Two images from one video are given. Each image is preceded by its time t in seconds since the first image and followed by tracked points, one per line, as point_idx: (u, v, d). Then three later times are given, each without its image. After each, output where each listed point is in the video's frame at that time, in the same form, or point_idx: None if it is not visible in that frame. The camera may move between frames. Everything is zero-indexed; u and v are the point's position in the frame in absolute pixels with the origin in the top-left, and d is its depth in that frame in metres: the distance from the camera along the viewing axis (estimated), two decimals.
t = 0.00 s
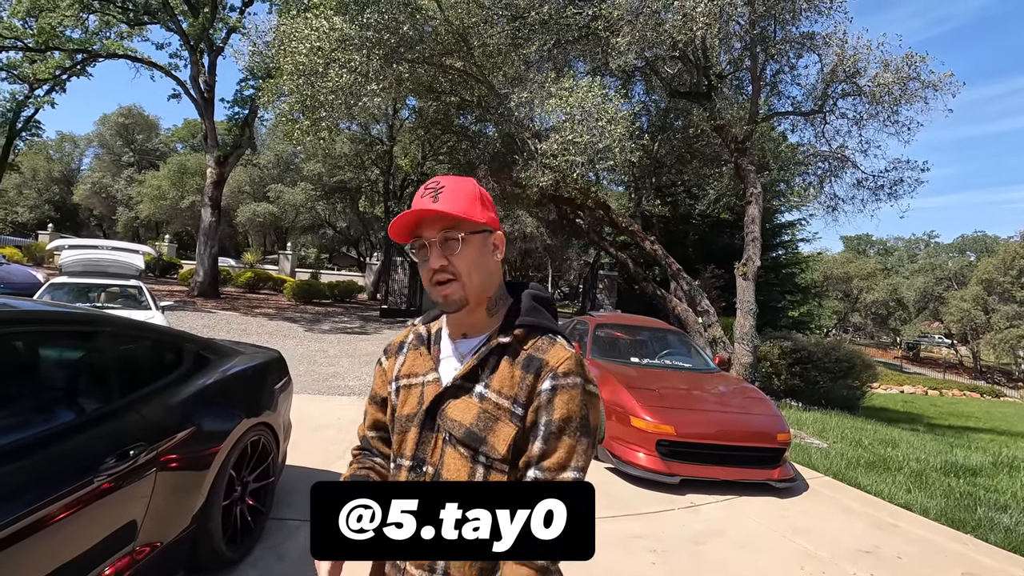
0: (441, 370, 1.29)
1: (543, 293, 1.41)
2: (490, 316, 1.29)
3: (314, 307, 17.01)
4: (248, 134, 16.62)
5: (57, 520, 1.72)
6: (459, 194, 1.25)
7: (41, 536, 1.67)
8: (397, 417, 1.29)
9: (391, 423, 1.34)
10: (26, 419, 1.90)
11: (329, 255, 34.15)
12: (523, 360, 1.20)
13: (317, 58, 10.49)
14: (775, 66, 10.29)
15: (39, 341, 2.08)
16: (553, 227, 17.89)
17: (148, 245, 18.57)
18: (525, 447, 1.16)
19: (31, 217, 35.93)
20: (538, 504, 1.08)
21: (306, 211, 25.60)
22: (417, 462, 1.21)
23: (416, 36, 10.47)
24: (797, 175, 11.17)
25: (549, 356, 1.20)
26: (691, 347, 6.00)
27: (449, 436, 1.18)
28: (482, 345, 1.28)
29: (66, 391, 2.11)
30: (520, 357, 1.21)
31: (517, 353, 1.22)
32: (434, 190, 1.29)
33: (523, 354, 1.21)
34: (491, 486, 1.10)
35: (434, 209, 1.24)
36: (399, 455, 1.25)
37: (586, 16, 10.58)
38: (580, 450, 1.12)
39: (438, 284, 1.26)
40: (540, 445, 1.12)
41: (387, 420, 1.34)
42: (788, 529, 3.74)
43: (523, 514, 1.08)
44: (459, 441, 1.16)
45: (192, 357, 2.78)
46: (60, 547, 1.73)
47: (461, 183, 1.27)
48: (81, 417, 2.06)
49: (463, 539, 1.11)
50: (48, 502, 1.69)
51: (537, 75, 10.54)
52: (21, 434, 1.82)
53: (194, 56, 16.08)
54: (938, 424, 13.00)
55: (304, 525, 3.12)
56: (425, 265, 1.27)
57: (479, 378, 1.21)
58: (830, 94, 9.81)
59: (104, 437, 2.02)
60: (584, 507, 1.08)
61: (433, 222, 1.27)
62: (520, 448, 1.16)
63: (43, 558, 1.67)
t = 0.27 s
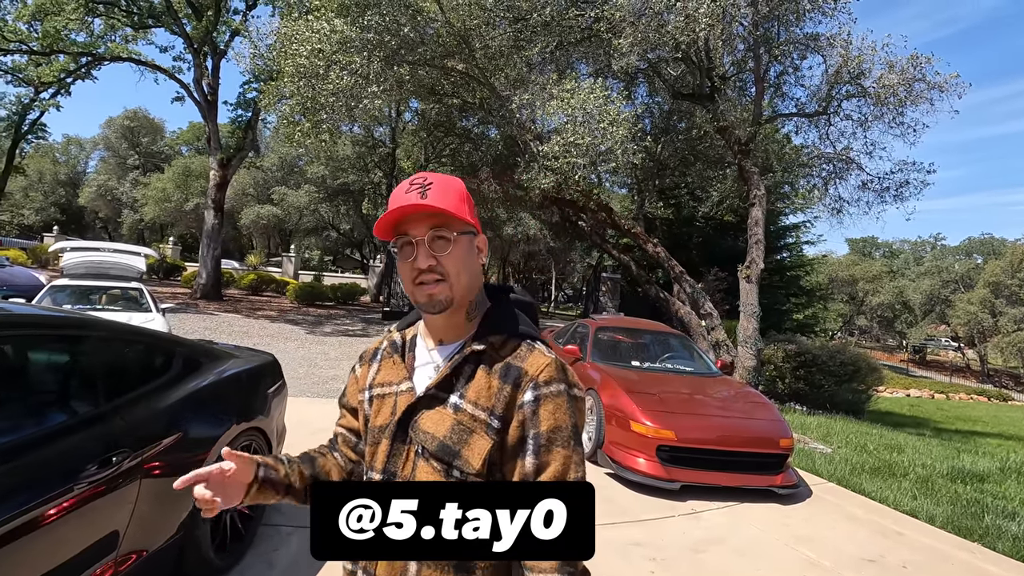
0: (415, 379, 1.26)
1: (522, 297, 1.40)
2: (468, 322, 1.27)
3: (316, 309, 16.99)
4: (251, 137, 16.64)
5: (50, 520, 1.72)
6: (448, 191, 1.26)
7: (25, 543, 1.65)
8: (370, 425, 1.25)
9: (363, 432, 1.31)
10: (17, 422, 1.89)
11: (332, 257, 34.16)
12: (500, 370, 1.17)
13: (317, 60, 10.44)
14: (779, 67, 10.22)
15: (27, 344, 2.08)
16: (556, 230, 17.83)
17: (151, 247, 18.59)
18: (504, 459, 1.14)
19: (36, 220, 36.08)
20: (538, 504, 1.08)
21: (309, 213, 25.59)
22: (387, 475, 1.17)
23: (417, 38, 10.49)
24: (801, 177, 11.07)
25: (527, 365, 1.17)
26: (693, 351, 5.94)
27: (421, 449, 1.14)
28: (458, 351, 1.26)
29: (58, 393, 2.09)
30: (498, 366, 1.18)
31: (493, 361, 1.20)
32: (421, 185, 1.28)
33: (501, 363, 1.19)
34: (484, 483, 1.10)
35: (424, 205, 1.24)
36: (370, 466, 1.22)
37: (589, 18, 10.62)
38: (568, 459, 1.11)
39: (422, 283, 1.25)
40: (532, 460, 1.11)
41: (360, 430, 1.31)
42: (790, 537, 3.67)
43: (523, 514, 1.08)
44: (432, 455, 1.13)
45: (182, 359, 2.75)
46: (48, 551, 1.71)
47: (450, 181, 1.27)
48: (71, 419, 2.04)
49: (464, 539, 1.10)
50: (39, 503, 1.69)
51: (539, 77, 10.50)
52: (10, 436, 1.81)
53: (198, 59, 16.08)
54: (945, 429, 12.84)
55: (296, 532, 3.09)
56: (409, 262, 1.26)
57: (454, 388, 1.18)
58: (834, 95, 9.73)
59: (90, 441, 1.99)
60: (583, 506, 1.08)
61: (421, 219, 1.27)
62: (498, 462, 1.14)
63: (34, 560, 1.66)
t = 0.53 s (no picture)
0: (394, 380, 1.19)
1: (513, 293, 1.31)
2: (451, 321, 1.20)
3: (320, 311, 16.96)
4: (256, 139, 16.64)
5: (41, 519, 1.73)
6: (420, 179, 1.15)
7: None
8: (345, 429, 1.17)
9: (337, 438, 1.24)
10: (9, 421, 1.87)
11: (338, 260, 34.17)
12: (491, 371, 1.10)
13: (319, 60, 10.39)
14: (785, 67, 10.11)
15: (14, 344, 2.05)
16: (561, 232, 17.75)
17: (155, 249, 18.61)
18: (494, 466, 1.06)
19: (44, 222, 36.28)
20: (538, 504, 1.01)
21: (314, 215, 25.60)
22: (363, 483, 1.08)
23: (419, 38, 10.48)
24: (808, 178, 10.96)
25: (521, 364, 1.10)
26: (698, 353, 5.84)
27: (402, 455, 1.06)
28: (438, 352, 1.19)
29: (52, 393, 2.07)
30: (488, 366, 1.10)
31: (482, 360, 1.12)
32: (395, 172, 1.18)
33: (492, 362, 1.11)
34: (481, 483, 1.02)
35: (391, 197, 1.14)
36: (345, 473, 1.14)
37: (593, 19, 10.47)
38: (564, 466, 1.04)
39: (390, 285, 1.17)
40: (525, 467, 1.03)
41: (332, 435, 1.24)
42: (799, 545, 3.57)
43: (523, 514, 1.01)
44: (414, 461, 1.05)
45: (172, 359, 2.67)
46: (28, 553, 1.69)
47: (424, 168, 1.16)
48: (61, 418, 2.00)
49: (463, 540, 1.02)
50: (31, 500, 1.70)
51: (543, 77, 10.44)
52: None
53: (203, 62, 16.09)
54: (955, 433, 12.66)
55: (290, 536, 3.02)
56: (376, 261, 1.18)
57: (439, 390, 1.10)
58: (841, 95, 9.61)
59: (71, 443, 1.92)
60: (585, 507, 1.01)
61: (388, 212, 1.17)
62: (487, 468, 1.06)
63: (19, 560, 1.66)
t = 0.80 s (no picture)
0: (379, 383, 1.15)
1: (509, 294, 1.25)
2: (436, 324, 1.15)
3: (322, 313, 16.94)
4: (258, 140, 16.65)
5: (36, 521, 1.72)
6: (396, 184, 1.10)
7: None
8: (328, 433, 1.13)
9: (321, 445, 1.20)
10: (6, 420, 1.85)
11: (340, 261, 34.16)
12: (479, 371, 1.05)
13: (320, 61, 10.37)
14: (789, 67, 10.06)
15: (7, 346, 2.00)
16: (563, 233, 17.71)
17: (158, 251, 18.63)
18: (482, 471, 1.01)
19: (48, 224, 36.38)
20: (538, 503, 0.96)
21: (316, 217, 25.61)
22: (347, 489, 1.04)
23: (420, 39, 10.44)
24: (811, 179, 10.90)
25: (509, 365, 1.04)
26: (701, 356, 5.79)
27: (386, 459, 1.02)
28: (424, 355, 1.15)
29: (49, 393, 2.05)
30: (477, 365, 1.06)
31: (471, 360, 1.07)
32: (375, 176, 1.14)
33: (480, 361, 1.06)
34: (472, 484, 0.98)
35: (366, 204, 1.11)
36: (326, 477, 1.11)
37: (595, 20, 10.51)
38: (552, 472, 0.99)
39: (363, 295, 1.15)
40: (510, 473, 0.98)
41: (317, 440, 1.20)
42: (803, 550, 3.52)
43: (523, 514, 0.96)
44: (398, 466, 1.01)
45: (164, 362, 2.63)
46: (19, 558, 1.67)
47: (402, 173, 1.10)
48: (55, 419, 1.98)
49: (464, 539, 0.98)
50: (22, 502, 1.68)
51: (545, 78, 10.41)
52: None
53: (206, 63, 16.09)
54: (960, 436, 12.56)
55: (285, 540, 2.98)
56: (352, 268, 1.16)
57: (424, 394, 1.06)
58: (845, 95, 9.54)
59: (60, 446, 1.89)
60: (584, 508, 0.97)
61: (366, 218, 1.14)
62: (475, 473, 1.01)
63: (12, 562, 1.64)
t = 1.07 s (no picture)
0: (386, 377, 1.13)
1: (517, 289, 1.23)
2: (443, 320, 1.14)
3: (323, 313, 16.93)
4: (260, 141, 16.65)
5: (37, 521, 1.70)
6: (403, 179, 1.09)
7: None
8: (334, 431, 1.11)
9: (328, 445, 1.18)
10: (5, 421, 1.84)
11: (341, 261, 34.16)
12: (487, 364, 1.03)
13: (320, 61, 10.36)
14: (791, 67, 10.03)
15: (8, 346, 1.98)
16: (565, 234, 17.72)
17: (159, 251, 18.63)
18: (492, 468, 0.99)
19: (50, 225, 36.38)
20: (538, 503, 0.95)
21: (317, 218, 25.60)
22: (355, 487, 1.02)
23: (422, 40, 10.34)
24: (813, 179, 10.88)
25: (518, 357, 1.02)
26: (705, 356, 5.76)
27: (394, 455, 1.01)
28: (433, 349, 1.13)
29: (50, 393, 2.04)
30: (485, 359, 1.04)
31: (479, 354, 1.06)
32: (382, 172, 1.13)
33: (489, 355, 1.04)
34: (479, 483, 0.96)
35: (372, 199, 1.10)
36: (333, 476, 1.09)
37: (596, 20, 10.49)
38: (564, 468, 0.96)
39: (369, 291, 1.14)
40: (523, 469, 0.96)
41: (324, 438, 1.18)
42: (807, 552, 3.49)
43: (522, 514, 0.95)
44: (407, 463, 0.99)
45: (166, 361, 2.62)
46: (18, 560, 1.65)
47: (409, 167, 1.09)
48: (56, 419, 1.97)
49: (463, 540, 0.97)
50: (20, 504, 1.66)
51: (547, 78, 10.40)
52: None
53: (207, 64, 16.07)
54: (963, 437, 12.51)
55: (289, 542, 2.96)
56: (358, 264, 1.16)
57: (433, 389, 1.04)
58: (847, 95, 9.52)
59: (61, 446, 1.88)
60: (584, 505, 0.96)
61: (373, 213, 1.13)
62: (485, 470, 0.99)
63: (13, 562, 1.63)
